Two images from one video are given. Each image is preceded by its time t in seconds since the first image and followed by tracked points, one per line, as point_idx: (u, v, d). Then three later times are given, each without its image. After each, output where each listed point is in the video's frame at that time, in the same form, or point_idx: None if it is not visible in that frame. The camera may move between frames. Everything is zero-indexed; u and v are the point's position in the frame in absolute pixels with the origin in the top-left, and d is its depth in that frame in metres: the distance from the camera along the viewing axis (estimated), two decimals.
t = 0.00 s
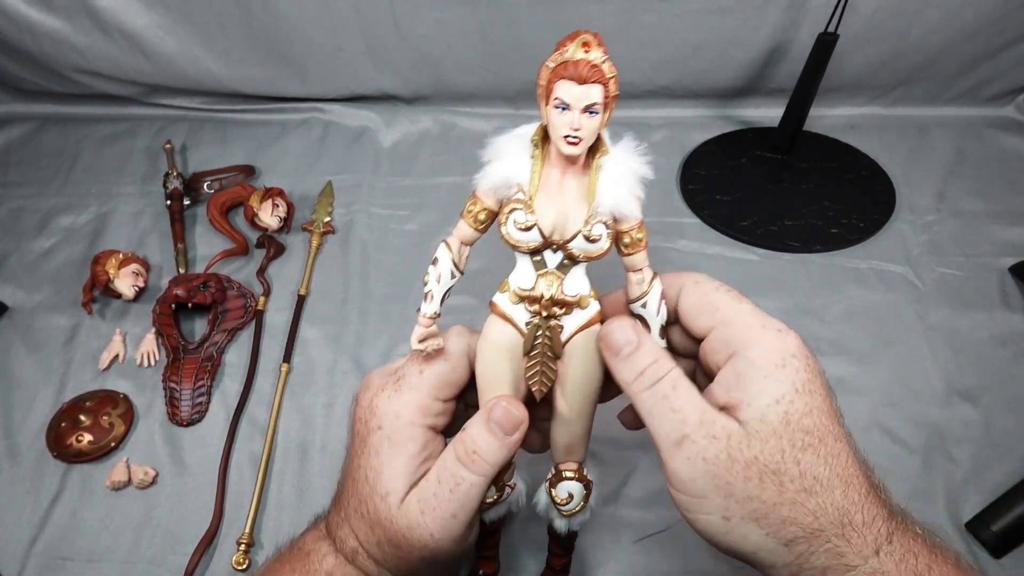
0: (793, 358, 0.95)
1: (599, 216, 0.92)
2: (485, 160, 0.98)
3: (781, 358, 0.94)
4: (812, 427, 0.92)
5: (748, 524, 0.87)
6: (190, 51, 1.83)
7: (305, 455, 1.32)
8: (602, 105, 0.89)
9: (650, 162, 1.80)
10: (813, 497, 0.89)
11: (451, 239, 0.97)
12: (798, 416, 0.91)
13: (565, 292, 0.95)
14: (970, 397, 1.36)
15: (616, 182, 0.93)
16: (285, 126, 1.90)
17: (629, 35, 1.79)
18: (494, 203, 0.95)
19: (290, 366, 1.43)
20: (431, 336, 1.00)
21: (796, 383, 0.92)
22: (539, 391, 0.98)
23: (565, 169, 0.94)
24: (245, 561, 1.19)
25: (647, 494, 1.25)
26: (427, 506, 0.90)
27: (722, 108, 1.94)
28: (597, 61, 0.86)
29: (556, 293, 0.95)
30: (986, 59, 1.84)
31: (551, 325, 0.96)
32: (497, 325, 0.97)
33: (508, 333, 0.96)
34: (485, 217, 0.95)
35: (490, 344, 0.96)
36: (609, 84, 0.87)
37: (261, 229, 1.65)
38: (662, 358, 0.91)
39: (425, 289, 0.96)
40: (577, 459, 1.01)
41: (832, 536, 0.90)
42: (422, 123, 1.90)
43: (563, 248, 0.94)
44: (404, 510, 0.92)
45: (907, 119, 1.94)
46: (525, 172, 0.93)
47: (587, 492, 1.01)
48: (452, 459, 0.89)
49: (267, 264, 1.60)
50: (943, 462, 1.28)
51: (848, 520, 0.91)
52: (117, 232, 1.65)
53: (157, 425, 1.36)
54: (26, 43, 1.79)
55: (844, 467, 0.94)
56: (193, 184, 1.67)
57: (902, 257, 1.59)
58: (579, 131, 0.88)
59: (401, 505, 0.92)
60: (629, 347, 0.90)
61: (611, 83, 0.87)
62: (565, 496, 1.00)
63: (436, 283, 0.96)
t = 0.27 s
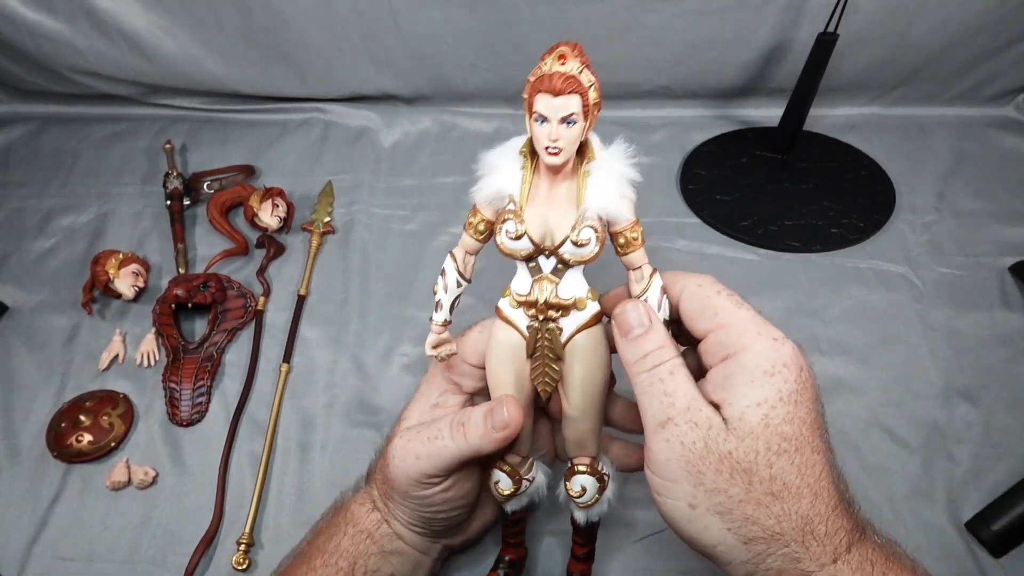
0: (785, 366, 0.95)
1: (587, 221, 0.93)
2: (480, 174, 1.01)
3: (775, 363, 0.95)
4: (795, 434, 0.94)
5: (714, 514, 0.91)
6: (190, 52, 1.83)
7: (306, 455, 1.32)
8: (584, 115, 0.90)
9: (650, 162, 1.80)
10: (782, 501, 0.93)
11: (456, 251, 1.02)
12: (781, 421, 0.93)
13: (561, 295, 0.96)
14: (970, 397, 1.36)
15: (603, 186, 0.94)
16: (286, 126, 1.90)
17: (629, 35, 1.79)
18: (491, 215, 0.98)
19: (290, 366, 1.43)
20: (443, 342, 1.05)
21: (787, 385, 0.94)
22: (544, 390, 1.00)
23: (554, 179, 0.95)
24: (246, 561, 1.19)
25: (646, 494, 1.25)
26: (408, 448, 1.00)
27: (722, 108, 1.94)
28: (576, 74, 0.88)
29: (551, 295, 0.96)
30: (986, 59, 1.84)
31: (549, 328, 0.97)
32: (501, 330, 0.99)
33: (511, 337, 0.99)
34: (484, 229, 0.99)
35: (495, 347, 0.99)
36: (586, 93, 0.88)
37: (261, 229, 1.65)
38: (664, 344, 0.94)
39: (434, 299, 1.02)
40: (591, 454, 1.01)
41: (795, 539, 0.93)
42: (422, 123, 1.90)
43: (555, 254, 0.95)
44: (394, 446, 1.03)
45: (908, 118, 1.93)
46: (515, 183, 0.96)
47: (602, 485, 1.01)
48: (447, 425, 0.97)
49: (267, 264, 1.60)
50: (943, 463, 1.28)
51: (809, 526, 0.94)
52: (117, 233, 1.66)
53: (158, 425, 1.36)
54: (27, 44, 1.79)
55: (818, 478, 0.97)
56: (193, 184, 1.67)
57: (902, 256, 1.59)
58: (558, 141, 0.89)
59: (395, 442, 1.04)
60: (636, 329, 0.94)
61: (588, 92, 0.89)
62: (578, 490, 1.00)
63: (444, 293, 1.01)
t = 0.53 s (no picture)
0: (926, 220, 0.65)
1: (591, 272, 0.90)
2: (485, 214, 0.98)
3: (915, 219, 0.65)
4: (942, 294, 0.65)
5: (838, 379, 0.67)
6: (190, 52, 1.83)
7: (306, 455, 1.32)
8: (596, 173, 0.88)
9: (650, 162, 1.80)
10: (939, 320, 0.65)
11: (459, 283, 1.00)
12: (926, 280, 0.64)
13: (559, 339, 0.94)
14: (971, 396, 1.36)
15: (610, 236, 0.90)
16: (285, 126, 1.90)
17: (629, 35, 1.79)
18: (496, 255, 0.95)
19: (290, 366, 1.43)
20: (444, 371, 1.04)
21: (936, 227, 0.65)
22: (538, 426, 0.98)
23: (561, 229, 0.93)
24: (246, 561, 1.19)
25: (647, 494, 1.25)
26: (404, 454, 1.03)
27: (723, 108, 1.93)
28: (595, 134, 0.85)
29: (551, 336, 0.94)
30: (986, 58, 1.83)
31: (546, 368, 0.95)
32: (500, 364, 0.99)
33: (509, 371, 0.97)
34: (488, 266, 0.96)
35: (494, 378, 0.99)
36: (598, 152, 0.86)
37: (261, 229, 1.65)
38: (754, 213, 0.68)
39: (435, 328, 1.01)
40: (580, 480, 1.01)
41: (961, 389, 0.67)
42: (422, 123, 1.90)
43: (557, 300, 0.93)
44: (391, 451, 1.06)
45: (908, 118, 1.93)
46: (522, 229, 0.93)
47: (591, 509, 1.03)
48: (443, 434, 1.00)
49: (267, 265, 1.60)
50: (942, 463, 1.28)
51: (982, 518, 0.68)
52: (117, 233, 1.66)
53: (158, 426, 1.36)
54: (27, 44, 1.79)
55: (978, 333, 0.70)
56: (193, 184, 1.67)
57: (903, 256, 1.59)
58: (568, 199, 0.87)
59: (392, 447, 1.07)
60: (719, 198, 0.69)
61: (601, 150, 0.86)
62: (567, 512, 1.02)
63: (445, 323, 1.00)
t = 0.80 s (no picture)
0: None
1: (574, 269, 0.90)
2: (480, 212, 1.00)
3: None
4: (897, 42, 0.77)
5: (863, 175, 0.76)
6: (190, 52, 1.83)
7: (306, 455, 1.32)
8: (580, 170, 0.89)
9: (651, 162, 1.78)
10: (928, 104, 0.76)
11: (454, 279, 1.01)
12: (876, 34, 0.76)
13: (546, 337, 0.93)
14: (971, 395, 1.36)
15: (595, 235, 0.90)
16: (285, 126, 1.89)
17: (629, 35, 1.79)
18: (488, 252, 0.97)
19: (290, 366, 1.44)
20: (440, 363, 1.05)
21: (857, 8, 0.77)
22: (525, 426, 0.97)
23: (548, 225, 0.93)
24: (246, 561, 1.19)
25: (647, 493, 1.25)
26: (393, 447, 1.03)
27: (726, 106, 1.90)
28: (576, 128, 0.86)
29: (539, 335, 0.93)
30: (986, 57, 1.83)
31: (533, 366, 0.94)
32: (490, 362, 0.98)
33: (499, 369, 0.97)
34: (480, 263, 0.97)
35: (484, 376, 0.99)
36: (579, 147, 0.86)
37: (261, 230, 1.65)
38: (681, 87, 0.77)
39: (429, 322, 1.02)
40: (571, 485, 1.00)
41: (918, 53, 0.78)
42: (422, 123, 1.88)
43: (543, 298, 0.92)
44: (382, 445, 1.06)
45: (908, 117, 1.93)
46: (511, 224, 0.94)
47: (581, 516, 1.01)
48: (431, 427, 1.01)
49: (267, 265, 1.60)
50: (942, 462, 1.28)
51: None
52: (117, 233, 1.65)
53: (158, 426, 1.36)
54: (27, 45, 1.79)
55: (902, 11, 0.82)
56: (193, 184, 1.67)
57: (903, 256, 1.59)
58: (549, 193, 0.88)
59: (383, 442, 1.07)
60: (638, 108, 0.77)
61: (582, 145, 0.87)
62: (557, 518, 1.01)
63: (438, 317, 1.01)
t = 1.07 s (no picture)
0: (737, 11, 0.92)
1: (556, 264, 0.90)
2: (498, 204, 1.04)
3: (727, 18, 0.91)
4: (798, 52, 0.89)
5: (795, 182, 0.88)
6: (190, 52, 1.83)
7: (306, 455, 1.32)
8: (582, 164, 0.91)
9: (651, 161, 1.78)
10: (840, 99, 0.86)
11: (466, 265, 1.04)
12: (775, 55, 0.88)
13: (525, 332, 0.92)
14: (971, 395, 1.35)
15: (585, 234, 0.90)
16: (285, 126, 1.89)
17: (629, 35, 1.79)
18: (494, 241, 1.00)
19: (290, 366, 1.43)
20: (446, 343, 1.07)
21: (754, 29, 0.90)
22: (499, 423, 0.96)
23: (546, 221, 0.94)
24: (246, 561, 1.19)
25: (646, 493, 1.25)
26: (380, 434, 1.07)
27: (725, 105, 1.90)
28: (575, 122, 0.90)
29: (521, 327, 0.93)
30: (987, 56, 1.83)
31: (511, 360, 0.93)
32: (485, 353, 1.00)
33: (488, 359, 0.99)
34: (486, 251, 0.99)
35: (478, 367, 1.01)
36: (570, 140, 0.90)
37: (261, 230, 1.65)
38: (621, 151, 0.87)
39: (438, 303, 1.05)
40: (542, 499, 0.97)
41: (825, 56, 0.89)
42: (422, 122, 1.88)
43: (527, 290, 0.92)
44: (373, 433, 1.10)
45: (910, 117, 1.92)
46: (514, 215, 0.97)
47: (547, 536, 0.98)
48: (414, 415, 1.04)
49: (267, 265, 1.60)
50: (943, 462, 1.28)
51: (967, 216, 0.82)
52: (117, 233, 1.65)
53: (157, 426, 1.36)
54: (27, 45, 1.79)
55: (806, 23, 0.93)
56: (193, 184, 1.67)
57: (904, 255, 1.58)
58: (538, 183, 0.91)
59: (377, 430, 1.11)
60: (595, 176, 0.86)
61: (574, 140, 0.90)
62: (524, 529, 0.98)
63: (446, 299, 1.04)
